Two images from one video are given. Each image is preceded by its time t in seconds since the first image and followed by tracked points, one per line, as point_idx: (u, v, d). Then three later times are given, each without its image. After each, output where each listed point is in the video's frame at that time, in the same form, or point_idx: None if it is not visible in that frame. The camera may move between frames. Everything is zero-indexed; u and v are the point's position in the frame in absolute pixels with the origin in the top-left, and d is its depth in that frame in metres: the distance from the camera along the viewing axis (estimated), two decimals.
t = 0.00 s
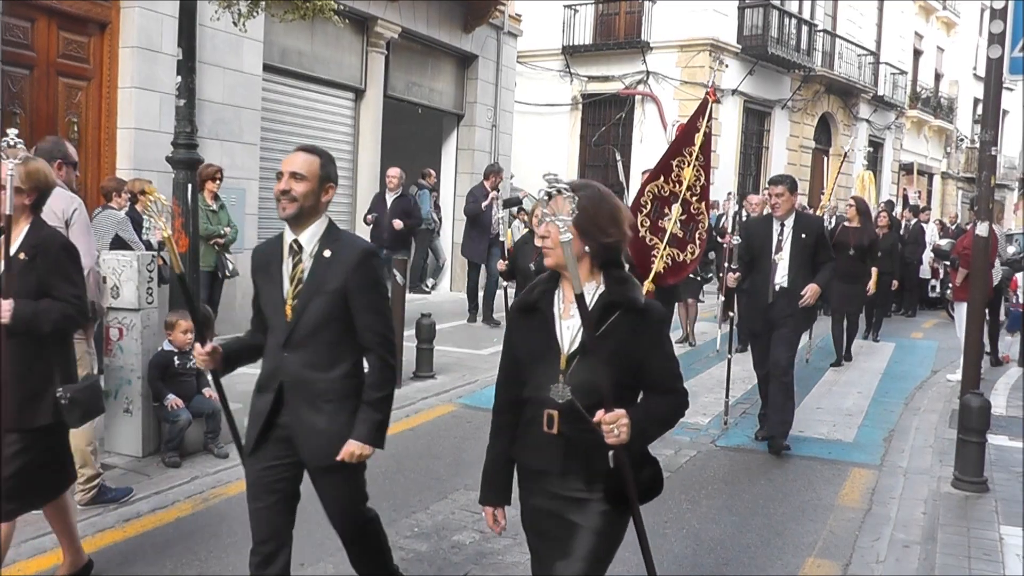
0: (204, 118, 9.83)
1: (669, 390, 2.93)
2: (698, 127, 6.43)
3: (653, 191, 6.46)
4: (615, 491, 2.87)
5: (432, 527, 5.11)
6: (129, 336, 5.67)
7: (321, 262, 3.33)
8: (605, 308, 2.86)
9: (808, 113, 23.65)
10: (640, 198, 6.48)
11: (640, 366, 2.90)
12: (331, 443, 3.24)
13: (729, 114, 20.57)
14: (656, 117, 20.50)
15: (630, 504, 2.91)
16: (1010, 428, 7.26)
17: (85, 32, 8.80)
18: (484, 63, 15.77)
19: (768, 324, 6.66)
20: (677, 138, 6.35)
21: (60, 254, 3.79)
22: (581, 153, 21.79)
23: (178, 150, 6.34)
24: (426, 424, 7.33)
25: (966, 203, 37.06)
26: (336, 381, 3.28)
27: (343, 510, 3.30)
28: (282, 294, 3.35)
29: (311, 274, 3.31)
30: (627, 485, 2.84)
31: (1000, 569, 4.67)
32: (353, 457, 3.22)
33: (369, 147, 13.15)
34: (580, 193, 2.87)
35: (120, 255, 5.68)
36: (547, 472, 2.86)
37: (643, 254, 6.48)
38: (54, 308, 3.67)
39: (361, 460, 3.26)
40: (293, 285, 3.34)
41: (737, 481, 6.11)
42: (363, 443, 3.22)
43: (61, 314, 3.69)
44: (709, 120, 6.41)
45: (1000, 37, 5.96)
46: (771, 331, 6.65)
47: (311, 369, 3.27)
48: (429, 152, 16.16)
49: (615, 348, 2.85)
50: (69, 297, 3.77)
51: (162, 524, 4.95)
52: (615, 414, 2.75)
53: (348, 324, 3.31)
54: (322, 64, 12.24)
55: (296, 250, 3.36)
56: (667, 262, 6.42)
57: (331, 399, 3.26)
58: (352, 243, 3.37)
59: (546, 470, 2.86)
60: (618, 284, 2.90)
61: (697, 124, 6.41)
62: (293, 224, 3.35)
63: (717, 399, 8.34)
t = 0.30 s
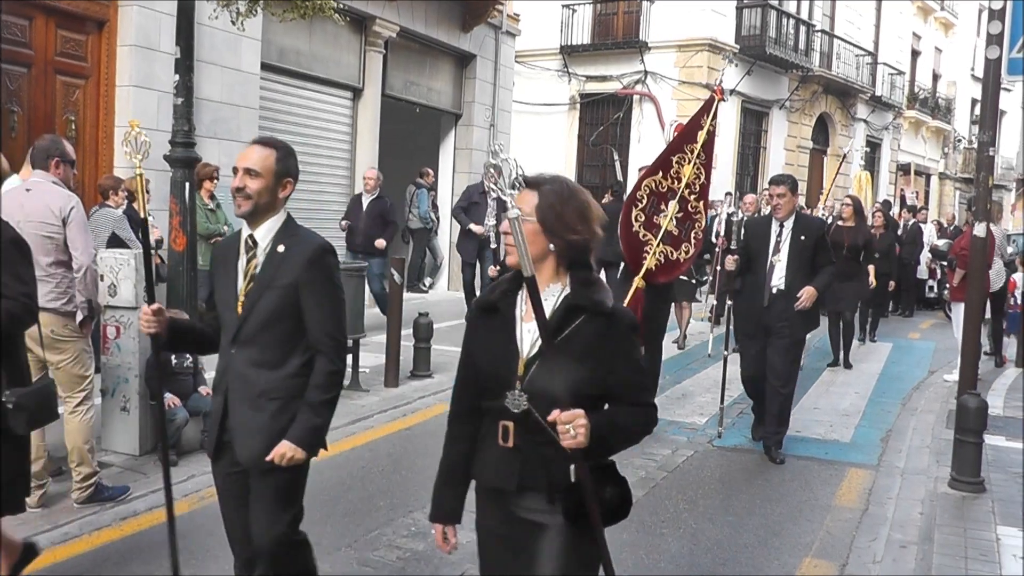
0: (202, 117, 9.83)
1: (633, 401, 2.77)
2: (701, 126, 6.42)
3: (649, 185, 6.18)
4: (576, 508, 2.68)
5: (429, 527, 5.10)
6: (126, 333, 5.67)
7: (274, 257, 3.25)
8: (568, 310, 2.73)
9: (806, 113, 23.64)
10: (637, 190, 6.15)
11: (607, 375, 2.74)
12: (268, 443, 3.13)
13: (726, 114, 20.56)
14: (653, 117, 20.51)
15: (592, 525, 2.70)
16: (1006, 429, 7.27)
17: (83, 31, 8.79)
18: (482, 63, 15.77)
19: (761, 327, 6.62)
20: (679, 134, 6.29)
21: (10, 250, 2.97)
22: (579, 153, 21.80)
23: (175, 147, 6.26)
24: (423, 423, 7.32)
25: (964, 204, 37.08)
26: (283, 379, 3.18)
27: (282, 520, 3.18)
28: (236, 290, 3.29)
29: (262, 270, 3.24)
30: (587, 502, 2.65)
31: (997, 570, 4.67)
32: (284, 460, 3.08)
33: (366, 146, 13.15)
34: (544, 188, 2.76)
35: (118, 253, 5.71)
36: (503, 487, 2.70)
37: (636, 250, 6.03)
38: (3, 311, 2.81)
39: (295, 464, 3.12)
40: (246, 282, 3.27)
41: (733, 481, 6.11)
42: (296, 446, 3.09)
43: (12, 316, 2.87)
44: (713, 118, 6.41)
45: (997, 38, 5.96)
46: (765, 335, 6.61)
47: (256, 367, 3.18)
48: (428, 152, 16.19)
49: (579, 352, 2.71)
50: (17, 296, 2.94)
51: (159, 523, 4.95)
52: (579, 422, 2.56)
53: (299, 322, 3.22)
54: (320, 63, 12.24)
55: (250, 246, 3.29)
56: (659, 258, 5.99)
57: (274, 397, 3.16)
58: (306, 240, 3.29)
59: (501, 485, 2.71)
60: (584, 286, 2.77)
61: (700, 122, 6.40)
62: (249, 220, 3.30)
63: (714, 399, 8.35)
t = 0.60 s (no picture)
0: (199, 116, 9.82)
1: (592, 408, 2.49)
2: (694, 126, 6.35)
3: (640, 184, 6.20)
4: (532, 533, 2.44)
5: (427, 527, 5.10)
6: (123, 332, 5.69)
7: (227, 260, 3.14)
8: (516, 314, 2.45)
9: (803, 113, 23.65)
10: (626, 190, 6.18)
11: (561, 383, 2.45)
12: (215, 454, 3.01)
13: (723, 113, 20.57)
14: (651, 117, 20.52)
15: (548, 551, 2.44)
16: (1004, 428, 7.26)
17: (80, 29, 8.77)
18: (480, 62, 15.76)
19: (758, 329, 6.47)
20: (673, 133, 6.25)
21: None
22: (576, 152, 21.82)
23: (172, 147, 6.29)
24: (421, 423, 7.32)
25: (961, 203, 37.13)
26: (235, 389, 3.05)
27: (216, 525, 3.02)
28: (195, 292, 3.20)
29: (216, 273, 3.12)
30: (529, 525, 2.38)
31: (994, 569, 4.67)
32: (231, 474, 2.95)
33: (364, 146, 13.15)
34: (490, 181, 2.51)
35: (114, 252, 5.67)
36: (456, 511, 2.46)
37: (622, 252, 6.15)
38: None
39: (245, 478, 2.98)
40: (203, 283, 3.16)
41: (731, 481, 6.11)
42: (243, 460, 2.95)
43: None
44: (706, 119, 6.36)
45: (995, 38, 5.95)
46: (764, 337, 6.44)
47: (209, 375, 3.07)
48: (425, 151, 16.19)
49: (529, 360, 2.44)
50: None
51: (156, 522, 4.94)
52: (534, 406, 2.40)
53: (251, 326, 3.10)
54: (318, 62, 12.23)
55: (207, 248, 3.18)
56: (645, 263, 6.16)
57: (223, 407, 3.04)
58: (261, 241, 3.16)
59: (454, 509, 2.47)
60: (534, 288, 2.49)
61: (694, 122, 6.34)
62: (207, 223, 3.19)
63: (711, 399, 8.35)
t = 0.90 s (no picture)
0: (196, 115, 9.82)
1: (541, 431, 2.30)
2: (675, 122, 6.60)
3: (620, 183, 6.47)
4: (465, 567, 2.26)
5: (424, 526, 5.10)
6: (120, 332, 5.71)
7: (180, 270, 2.96)
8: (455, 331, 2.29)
9: (800, 113, 23.65)
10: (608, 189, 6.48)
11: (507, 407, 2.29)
12: (168, 480, 2.85)
13: (721, 112, 20.57)
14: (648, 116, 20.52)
15: None
16: (1002, 428, 7.25)
17: (77, 29, 8.77)
18: (477, 62, 15.76)
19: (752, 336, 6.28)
20: (654, 130, 6.49)
21: None
22: (573, 152, 21.86)
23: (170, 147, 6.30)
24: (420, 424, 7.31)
25: (958, 203, 37.16)
26: (183, 410, 2.88)
27: (168, 556, 2.87)
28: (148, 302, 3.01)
29: (169, 282, 2.95)
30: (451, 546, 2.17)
31: (991, 569, 4.67)
32: (182, 502, 2.76)
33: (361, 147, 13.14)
34: (426, 187, 2.34)
35: (112, 252, 5.67)
36: (385, 541, 2.30)
37: (605, 251, 6.47)
38: None
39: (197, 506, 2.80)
40: (154, 296, 2.99)
41: (729, 481, 6.10)
42: (194, 487, 2.76)
43: None
44: (689, 114, 6.56)
45: (992, 37, 5.94)
46: (757, 344, 6.27)
47: (158, 394, 2.90)
48: (422, 151, 16.18)
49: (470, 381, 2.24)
50: None
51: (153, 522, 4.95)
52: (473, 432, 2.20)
53: (203, 342, 2.92)
54: (315, 62, 12.22)
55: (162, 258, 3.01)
56: (628, 261, 6.37)
57: (173, 429, 2.87)
58: (216, 251, 2.98)
59: (384, 539, 2.30)
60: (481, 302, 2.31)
61: (675, 118, 6.56)
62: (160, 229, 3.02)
63: (709, 399, 8.34)
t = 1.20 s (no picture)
0: (193, 115, 9.82)
1: (460, 451, 2.20)
2: (660, 118, 6.75)
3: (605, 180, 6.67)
4: None
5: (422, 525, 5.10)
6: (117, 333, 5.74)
7: (119, 273, 2.87)
8: (373, 338, 2.17)
9: (797, 112, 23.67)
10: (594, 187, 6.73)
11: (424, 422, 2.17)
12: (103, 499, 2.75)
13: (717, 111, 20.57)
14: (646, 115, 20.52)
15: None
16: (999, 426, 7.26)
17: (74, 29, 8.77)
18: (475, 61, 15.77)
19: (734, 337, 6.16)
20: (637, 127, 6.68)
21: None
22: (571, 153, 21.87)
23: (167, 147, 6.32)
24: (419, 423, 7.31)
25: (955, 202, 37.19)
26: (119, 424, 2.79)
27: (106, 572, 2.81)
28: (83, 304, 2.91)
29: (107, 285, 2.86)
30: None
31: (989, 568, 4.68)
32: (113, 523, 2.67)
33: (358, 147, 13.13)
34: (358, 179, 2.25)
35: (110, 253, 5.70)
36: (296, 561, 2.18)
37: (592, 250, 6.59)
38: None
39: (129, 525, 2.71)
40: (90, 299, 2.90)
41: (725, 480, 6.10)
42: (127, 508, 2.66)
43: None
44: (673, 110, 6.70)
45: (989, 37, 5.95)
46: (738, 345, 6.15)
47: (93, 405, 2.80)
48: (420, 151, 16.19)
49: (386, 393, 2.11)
50: None
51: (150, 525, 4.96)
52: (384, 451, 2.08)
53: (142, 351, 2.83)
54: (312, 62, 12.22)
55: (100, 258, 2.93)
56: (616, 261, 6.46)
57: (111, 445, 2.78)
58: (158, 253, 2.89)
59: (294, 560, 2.18)
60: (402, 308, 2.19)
61: (660, 115, 6.71)
62: (100, 224, 2.95)
63: (706, 399, 8.33)
